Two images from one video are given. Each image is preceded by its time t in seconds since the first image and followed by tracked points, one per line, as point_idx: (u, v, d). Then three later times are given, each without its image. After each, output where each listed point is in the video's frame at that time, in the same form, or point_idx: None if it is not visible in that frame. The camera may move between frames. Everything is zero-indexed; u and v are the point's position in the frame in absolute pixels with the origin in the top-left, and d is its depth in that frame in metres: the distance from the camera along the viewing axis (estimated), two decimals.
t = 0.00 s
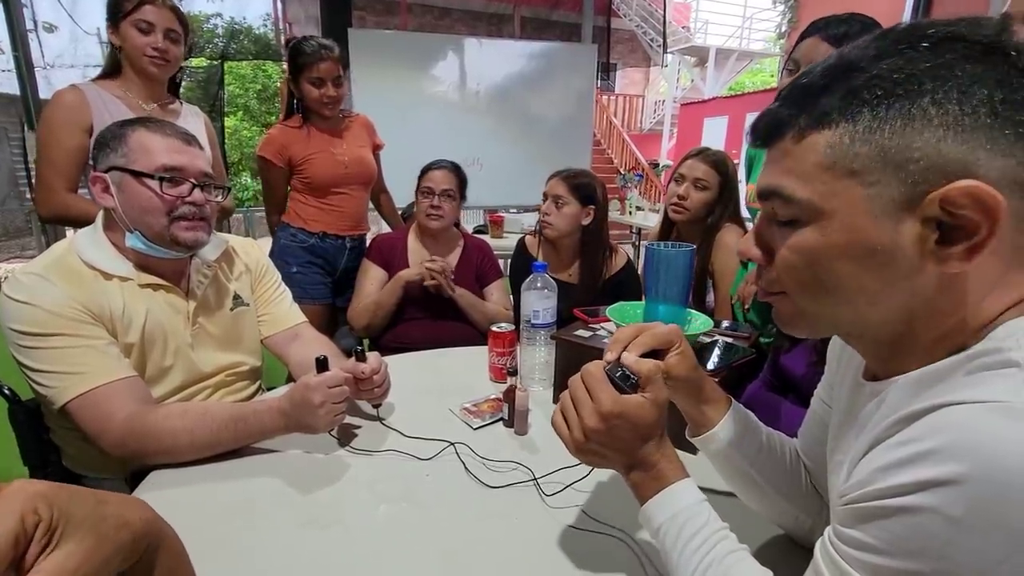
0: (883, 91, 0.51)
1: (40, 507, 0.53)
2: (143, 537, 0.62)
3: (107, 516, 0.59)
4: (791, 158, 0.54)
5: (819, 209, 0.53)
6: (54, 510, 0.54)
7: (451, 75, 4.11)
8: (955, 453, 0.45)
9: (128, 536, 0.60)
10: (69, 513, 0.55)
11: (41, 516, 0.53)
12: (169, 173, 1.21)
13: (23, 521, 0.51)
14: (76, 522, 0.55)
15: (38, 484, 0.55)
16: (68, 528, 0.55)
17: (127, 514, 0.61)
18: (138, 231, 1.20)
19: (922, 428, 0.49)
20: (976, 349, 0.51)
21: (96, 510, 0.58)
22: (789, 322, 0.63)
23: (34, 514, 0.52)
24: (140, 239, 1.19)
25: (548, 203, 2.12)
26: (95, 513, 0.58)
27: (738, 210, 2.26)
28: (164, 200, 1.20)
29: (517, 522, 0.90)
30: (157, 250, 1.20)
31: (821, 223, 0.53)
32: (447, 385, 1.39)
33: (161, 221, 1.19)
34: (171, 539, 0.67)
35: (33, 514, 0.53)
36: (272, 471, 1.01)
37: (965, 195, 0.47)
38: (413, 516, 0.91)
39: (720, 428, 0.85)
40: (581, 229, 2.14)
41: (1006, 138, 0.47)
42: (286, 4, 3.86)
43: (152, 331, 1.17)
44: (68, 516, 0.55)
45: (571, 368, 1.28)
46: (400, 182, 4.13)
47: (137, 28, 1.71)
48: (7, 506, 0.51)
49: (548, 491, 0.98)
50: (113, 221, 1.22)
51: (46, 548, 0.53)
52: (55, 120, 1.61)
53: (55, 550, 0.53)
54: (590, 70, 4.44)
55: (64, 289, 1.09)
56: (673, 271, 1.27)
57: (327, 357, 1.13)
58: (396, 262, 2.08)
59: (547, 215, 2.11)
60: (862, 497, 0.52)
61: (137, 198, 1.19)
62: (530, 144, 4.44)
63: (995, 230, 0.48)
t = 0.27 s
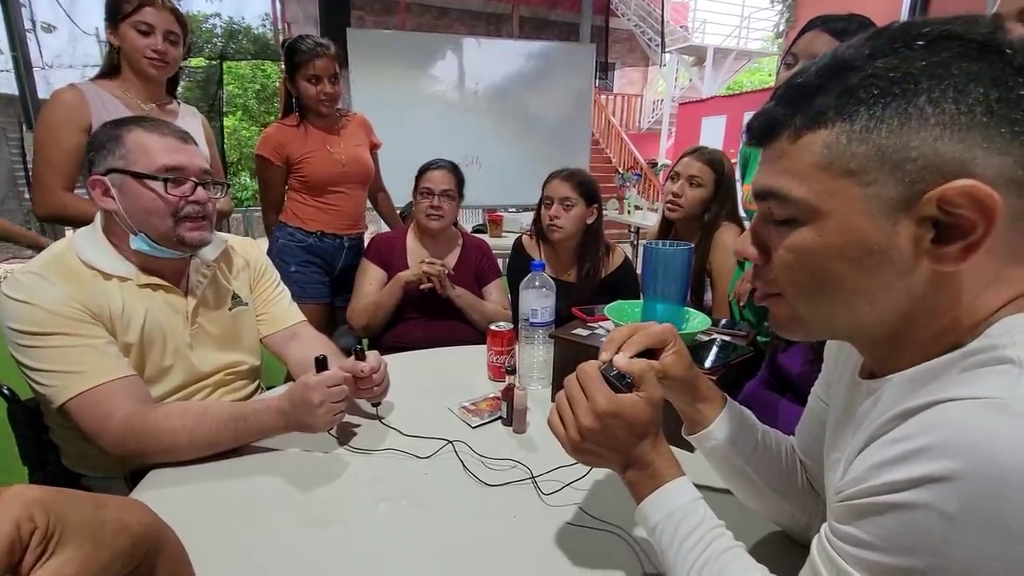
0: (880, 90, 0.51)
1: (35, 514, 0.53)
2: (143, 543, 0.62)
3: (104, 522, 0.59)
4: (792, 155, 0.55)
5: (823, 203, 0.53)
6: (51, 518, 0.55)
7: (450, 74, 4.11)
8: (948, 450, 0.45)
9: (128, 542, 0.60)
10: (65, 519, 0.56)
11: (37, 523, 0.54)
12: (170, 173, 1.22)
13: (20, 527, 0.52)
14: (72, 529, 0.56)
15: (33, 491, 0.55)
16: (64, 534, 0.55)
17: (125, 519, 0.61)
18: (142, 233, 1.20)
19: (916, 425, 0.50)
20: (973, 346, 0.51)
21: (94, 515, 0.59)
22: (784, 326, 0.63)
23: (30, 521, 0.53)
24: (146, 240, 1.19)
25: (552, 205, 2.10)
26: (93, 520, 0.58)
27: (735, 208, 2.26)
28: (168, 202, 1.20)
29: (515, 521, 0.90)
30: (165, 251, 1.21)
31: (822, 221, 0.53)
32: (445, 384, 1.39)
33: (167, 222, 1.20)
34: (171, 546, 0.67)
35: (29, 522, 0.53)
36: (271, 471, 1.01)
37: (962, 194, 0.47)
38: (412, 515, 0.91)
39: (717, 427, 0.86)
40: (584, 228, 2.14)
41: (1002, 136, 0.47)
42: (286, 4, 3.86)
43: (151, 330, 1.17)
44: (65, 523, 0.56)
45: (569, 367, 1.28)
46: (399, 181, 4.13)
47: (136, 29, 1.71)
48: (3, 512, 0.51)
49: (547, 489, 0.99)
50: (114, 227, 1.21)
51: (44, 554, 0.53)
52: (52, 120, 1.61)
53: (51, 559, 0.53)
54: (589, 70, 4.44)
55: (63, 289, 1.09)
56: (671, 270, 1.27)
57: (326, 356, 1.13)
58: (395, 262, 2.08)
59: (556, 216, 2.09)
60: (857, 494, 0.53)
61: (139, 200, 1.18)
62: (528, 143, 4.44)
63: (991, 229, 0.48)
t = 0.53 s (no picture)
0: (886, 85, 0.51)
1: (15, 506, 0.54)
2: (123, 541, 0.62)
3: (86, 518, 0.59)
4: (793, 151, 0.54)
5: (823, 200, 0.53)
6: (30, 512, 0.55)
7: (448, 74, 4.11)
8: (945, 450, 0.45)
9: (107, 540, 0.60)
10: (46, 512, 0.56)
11: (17, 516, 0.54)
12: (166, 173, 1.21)
13: None
14: (51, 522, 0.56)
15: (12, 484, 0.55)
16: (44, 527, 0.55)
17: (106, 516, 0.61)
18: (140, 234, 1.20)
19: (913, 425, 0.50)
20: (972, 345, 0.51)
21: (75, 510, 0.58)
22: (786, 327, 0.64)
23: (9, 513, 0.53)
24: (144, 241, 1.19)
25: (553, 204, 2.10)
26: (73, 516, 0.58)
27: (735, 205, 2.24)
28: (165, 203, 1.20)
29: (514, 521, 0.90)
30: (162, 250, 1.21)
31: (822, 217, 0.53)
32: (443, 384, 1.39)
33: (166, 223, 1.20)
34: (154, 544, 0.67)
35: (8, 513, 0.53)
36: (268, 471, 1.01)
37: (967, 193, 0.47)
38: (410, 514, 0.91)
39: (715, 427, 0.86)
40: (587, 225, 2.14)
41: (1007, 135, 0.47)
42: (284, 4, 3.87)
43: (148, 331, 1.17)
44: (44, 517, 0.55)
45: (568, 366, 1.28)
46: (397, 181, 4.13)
47: (130, 29, 1.70)
48: None
49: (545, 489, 0.99)
50: (109, 227, 1.21)
51: (21, 546, 0.53)
52: (46, 120, 1.60)
53: (27, 551, 0.53)
54: (587, 69, 4.44)
55: (59, 289, 1.09)
56: (668, 269, 1.27)
57: (323, 355, 1.13)
58: (393, 262, 2.07)
59: (559, 215, 2.08)
60: (855, 494, 0.53)
61: (135, 202, 1.18)
62: (526, 142, 4.44)
63: (995, 227, 0.48)
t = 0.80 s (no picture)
0: (891, 84, 0.51)
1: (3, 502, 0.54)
2: (110, 541, 0.61)
3: (72, 516, 0.58)
4: (793, 148, 0.54)
5: (823, 199, 0.53)
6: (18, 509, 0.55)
7: (446, 74, 4.11)
8: (932, 449, 0.45)
9: (94, 539, 0.60)
10: (33, 509, 0.56)
11: (6, 513, 0.54)
12: (158, 176, 1.21)
13: None
14: (39, 520, 0.56)
15: None
16: (32, 524, 0.55)
17: (92, 516, 0.61)
18: (132, 237, 1.20)
19: (901, 424, 0.50)
20: (964, 342, 0.51)
21: (62, 509, 0.58)
22: (784, 326, 0.63)
23: None
24: (136, 244, 1.20)
25: (548, 203, 2.10)
26: (59, 514, 0.58)
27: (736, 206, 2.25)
28: (156, 207, 1.19)
29: (512, 521, 0.90)
30: (152, 253, 1.21)
31: (821, 216, 0.53)
32: (441, 384, 1.39)
33: (154, 227, 1.20)
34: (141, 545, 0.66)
35: None
36: (266, 471, 1.01)
37: (970, 195, 0.47)
38: (409, 515, 0.91)
39: (710, 425, 0.87)
40: (582, 225, 2.15)
41: (1011, 138, 0.48)
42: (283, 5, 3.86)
43: (144, 332, 1.17)
44: (31, 514, 0.55)
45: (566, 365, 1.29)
46: (395, 181, 4.13)
47: (124, 30, 1.70)
48: None
49: (543, 489, 0.98)
50: (103, 226, 1.22)
51: (10, 542, 0.53)
52: (42, 121, 1.60)
53: (15, 547, 0.53)
54: (585, 68, 4.44)
55: (54, 290, 1.09)
56: (667, 268, 1.27)
57: (321, 355, 1.13)
58: (390, 262, 2.07)
59: (551, 213, 2.08)
60: (844, 494, 0.52)
61: (127, 205, 1.18)
62: (524, 142, 4.44)
63: (997, 230, 0.48)
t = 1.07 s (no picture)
0: (887, 84, 0.50)
1: None
2: (104, 543, 0.61)
3: (65, 519, 0.58)
4: (790, 147, 0.54)
5: (821, 199, 0.52)
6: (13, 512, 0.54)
7: (444, 72, 4.09)
8: (928, 449, 0.45)
9: (88, 542, 0.59)
10: (26, 513, 0.55)
11: None
12: (150, 176, 1.20)
13: None
14: (32, 523, 0.55)
15: None
16: (25, 528, 0.54)
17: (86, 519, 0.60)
18: (127, 238, 1.19)
19: (896, 423, 0.49)
20: (961, 341, 0.51)
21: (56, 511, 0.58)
22: (784, 324, 0.63)
23: None
24: (131, 246, 1.19)
25: (547, 202, 2.09)
26: (52, 517, 0.57)
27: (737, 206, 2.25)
28: (150, 208, 1.19)
29: (509, 521, 0.90)
30: (145, 255, 1.21)
31: (819, 215, 0.53)
32: (439, 383, 1.39)
33: (150, 229, 1.19)
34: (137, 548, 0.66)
35: None
36: (263, 472, 1.00)
37: (967, 195, 0.47)
38: (405, 516, 0.90)
39: (707, 424, 0.87)
40: (581, 224, 2.14)
41: (1008, 138, 0.47)
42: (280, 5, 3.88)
43: (140, 332, 1.16)
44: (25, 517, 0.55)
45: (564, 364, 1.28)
46: (393, 180, 4.12)
47: (118, 28, 1.69)
48: None
49: (541, 489, 0.98)
50: (98, 226, 1.21)
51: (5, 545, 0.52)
52: (38, 120, 1.60)
53: (9, 551, 0.52)
54: (583, 66, 4.43)
55: (49, 290, 1.08)
56: (665, 267, 1.27)
57: (318, 355, 1.12)
58: (389, 261, 2.07)
59: (550, 212, 2.08)
60: (841, 495, 0.52)
61: (120, 206, 1.17)
62: (523, 141, 4.44)
63: (994, 230, 0.48)
